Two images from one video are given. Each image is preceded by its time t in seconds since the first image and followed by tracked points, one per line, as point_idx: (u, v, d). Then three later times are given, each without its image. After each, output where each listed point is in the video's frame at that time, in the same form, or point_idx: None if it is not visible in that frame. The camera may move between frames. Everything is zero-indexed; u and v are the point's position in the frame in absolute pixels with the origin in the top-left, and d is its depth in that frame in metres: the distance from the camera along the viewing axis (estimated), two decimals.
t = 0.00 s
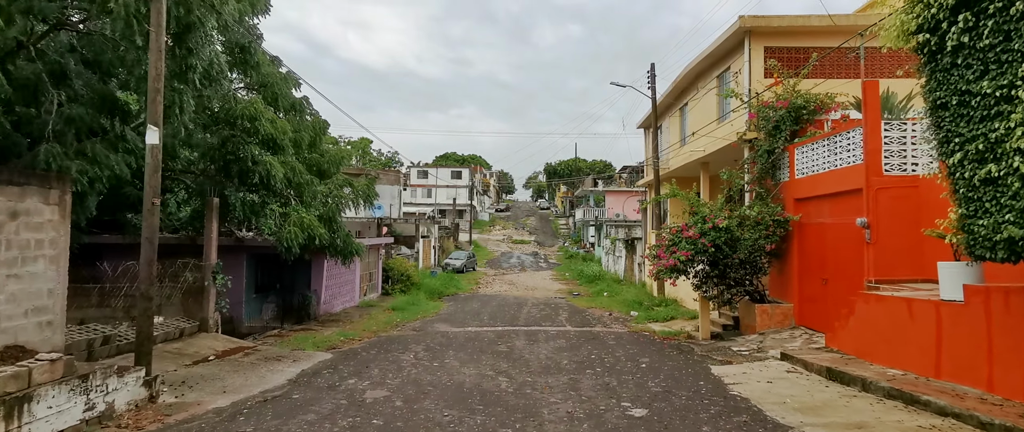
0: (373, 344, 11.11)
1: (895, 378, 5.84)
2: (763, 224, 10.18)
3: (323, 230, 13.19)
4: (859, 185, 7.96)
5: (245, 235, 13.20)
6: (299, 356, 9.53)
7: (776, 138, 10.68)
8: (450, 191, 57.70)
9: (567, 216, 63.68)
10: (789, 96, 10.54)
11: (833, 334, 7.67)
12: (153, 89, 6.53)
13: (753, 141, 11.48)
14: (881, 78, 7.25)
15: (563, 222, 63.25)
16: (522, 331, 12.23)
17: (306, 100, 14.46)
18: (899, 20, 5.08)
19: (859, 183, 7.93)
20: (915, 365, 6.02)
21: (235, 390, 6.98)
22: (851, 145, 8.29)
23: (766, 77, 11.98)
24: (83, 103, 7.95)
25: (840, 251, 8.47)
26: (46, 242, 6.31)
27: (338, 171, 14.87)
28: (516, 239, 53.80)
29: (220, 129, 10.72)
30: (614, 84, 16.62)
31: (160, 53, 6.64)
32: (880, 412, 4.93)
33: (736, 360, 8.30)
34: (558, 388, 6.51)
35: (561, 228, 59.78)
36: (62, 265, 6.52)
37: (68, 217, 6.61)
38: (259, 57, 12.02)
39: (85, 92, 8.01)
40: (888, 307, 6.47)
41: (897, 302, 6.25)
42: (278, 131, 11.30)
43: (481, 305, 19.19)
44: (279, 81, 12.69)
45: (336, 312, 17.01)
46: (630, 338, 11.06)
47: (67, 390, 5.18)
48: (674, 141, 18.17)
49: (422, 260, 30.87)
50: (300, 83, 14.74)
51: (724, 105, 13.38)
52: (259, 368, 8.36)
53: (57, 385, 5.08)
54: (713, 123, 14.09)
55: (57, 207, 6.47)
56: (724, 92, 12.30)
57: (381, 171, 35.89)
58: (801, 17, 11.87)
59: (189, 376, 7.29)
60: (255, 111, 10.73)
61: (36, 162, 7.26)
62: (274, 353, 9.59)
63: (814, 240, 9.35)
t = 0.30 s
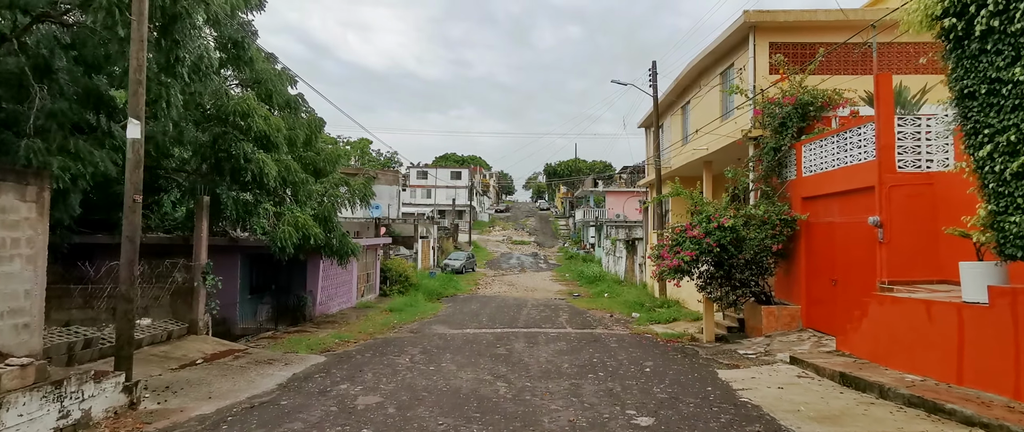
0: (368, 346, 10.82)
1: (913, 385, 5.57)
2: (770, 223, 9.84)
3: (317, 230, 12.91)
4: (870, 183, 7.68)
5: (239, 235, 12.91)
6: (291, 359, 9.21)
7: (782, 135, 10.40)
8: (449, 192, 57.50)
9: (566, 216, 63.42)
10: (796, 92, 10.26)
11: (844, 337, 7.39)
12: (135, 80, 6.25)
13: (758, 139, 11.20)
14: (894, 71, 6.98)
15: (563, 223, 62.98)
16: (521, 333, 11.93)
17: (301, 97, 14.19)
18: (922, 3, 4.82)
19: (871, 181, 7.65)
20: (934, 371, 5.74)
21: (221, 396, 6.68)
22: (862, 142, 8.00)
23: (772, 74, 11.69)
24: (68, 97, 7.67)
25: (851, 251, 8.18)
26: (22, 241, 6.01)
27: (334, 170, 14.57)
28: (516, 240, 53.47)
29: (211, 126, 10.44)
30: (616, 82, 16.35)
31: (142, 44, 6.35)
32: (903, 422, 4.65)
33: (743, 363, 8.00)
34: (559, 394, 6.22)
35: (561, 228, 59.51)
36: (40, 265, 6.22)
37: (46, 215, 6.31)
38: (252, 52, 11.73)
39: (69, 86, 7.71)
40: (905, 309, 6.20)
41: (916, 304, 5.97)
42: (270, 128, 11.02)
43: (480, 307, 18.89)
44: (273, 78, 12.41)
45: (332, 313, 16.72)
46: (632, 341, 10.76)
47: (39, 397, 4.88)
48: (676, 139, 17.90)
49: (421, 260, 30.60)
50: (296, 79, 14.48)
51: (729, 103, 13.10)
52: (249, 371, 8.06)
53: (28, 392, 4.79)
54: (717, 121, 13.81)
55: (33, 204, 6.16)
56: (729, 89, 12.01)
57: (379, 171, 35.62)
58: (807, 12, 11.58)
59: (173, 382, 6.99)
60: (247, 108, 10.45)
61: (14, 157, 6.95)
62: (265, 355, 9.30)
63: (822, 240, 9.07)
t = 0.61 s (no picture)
0: (363, 351, 10.50)
1: (936, 396, 5.31)
2: (777, 224, 9.53)
3: (311, 231, 12.58)
4: (884, 183, 7.37)
5: (231, 236, 12.62)
6: (281, 365, 8.85)
7: (790, 134, 10.08)
8: (449, 193, 57.17)
9: (566, 217, 63.10)
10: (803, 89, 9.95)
11: (857, 343, 7.10)
12: (112, 73, 5.93)
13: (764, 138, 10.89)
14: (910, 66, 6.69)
15: (562, 224, 62.64)
16: (520, 337, 11.60)
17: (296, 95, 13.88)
18: None
19: (885, 180, 7.36)
20: (957, 381, 5.48)
21: (204, 405, 6.36)
22: (874, 140, 7.70)
23: (777, 71, 11.39)
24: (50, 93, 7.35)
25: (863, 253, 7.88)
26: None
27: (328, 170, 14.25)
28: (516, 241, 53.15)
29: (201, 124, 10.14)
30: (616, 81, 16.48)
31: (120, 35, 6.02)
32: None
33: (751, 370, 7.69)
34: (560, 404, 5.90)
35: (561, 230, 59.20)
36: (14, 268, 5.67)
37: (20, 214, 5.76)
38: (245, 49, 11.43)
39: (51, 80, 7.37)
40: (926, 315, 5.91)
41: (938, 310, 5.69)
42: (263, 126, 10.72)
43: (479, 309, 18.57)
44: (266, 75, 12.09)
45: (327, 316, 16.42)
46: (634, 346, 10.45)
47: (5, 409, 4.55)
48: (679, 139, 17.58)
49: (420, 262, 30.29)
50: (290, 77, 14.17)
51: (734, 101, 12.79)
52: (236, 378, 7.73)
53: None
54: (721, 120, 13.52)
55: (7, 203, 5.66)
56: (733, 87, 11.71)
57: (377, 171, 35.30)
58: (814, 8, 11.26)
59: (154, 391, 6.68)
60: (238, 105, 10.14)
61: None
62: (255, 360, 8.97)
63: (832, 242, 8.76)
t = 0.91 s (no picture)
0: (357, 353, 10.19)
1: (961, 403, 5.00)
2: (785, 222, 9.21)
3: (305, 230, 12.27)
4: (900, 178, 7.06)
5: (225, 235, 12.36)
6: (272, 368, 8.51)
7: (797, 129, 9.78)
8: (448, 193, 56.88)
9: (567, 218, 62.82)
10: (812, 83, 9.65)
11: (873, 346, 6.79)
12: (88, 61, 5.62)
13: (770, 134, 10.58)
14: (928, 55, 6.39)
15: (563, 224, 62.35)
16: (520, 339, 11.29)
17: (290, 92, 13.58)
18: None
19: (901, 175, 7.05)
20: (981, 386, 5.17)
21: (186, 411, 6.05)
22: (889, 135, 7.40)
23: (784, 66, 11.09)
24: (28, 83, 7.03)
25: (876, 252, 7.57)
26: None
27: (323, 168, 13.93)
28: (516, 241, 52.85)
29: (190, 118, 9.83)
30: (618, 78, 16.22)
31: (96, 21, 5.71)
32: None
33: (760, 374, 7.40)
34: (560, 411, 5.58)
35: (561, 230, 58.90)
36: None
37: None
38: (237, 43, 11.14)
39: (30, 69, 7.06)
40: (946, 316, 5.60)
41: (961, 312, 5.38)
42: (255, 122, 10.40)
43: (478, 310, 18.27)
44: (259, 70, 11.69)
45: (323, 317, 16.13)
46: (638, 348, 10.14)
47: None
48: (681, 137, 17.28)
49: (418, 262, 30.00)
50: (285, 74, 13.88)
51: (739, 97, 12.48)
52: (223, 382, 7.40)
53: None
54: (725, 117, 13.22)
55: None
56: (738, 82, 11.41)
57: (376, 171, 34.98)
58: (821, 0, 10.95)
59: (134, 396, 6.36)
60: (229, 100, 9.84)
61: None
62: (245, 363, 8.64)
63: (842, 241, 8.45)
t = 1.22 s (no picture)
0: (350, 357, 9.90)
1: (986, 414, 4.70)
2: (792, 222, 8.90)
3: (298, 230, 11.96)
4: (915, 175, 6.77)
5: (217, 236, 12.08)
6: (260, 373, 8.19)
7: (803, 126, 9.48)
8: (447, 194, 56.60)
9: (566, 219, 62.56)
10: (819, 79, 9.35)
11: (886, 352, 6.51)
12: (59, 49, 5.32)
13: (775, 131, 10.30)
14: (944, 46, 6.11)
15: (562, 225, 62.04)
16: (518, 342, 10.99)
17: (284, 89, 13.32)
18: None
19: (915, 172, 6.76)
20: (1005, 395, 4.89)
21: (165, 419, 5.73)
22: (903, 130, 7.10)
23: (789, 62, 10.80)
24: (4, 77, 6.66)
25: (889, 253, 7.27)
26: None
27: (317, 167, 13.64)
28: (515, 243, 52.57)
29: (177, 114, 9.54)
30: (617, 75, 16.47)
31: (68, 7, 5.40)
32: None
33: (767, 380, 7.09)
34: (560, 421, 5.27)
35: (561, 231, 58.60)
36: None
37: None
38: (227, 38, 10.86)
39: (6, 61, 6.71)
40: (967, 320, 5.32)
41: (984, 317, 5.09)
42: (245, 119, 10.10)
43: (476, 312, 17.98)
44: (250, 67, 11.57)
45: (318, 319, 15.86)
46: (639, 352, 9.85)
47: None
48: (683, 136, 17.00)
49: (416, 264, 29.71)
50: (279, 71, 13.62)
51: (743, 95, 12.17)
52: (207, 389, 7.09)
53: None
54: (729, 115, 12.93)
55: None
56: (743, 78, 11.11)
57: (374, 172, 34.68)
58: None
59: (111, 404, 6.05)
60: (218, 95, 9.55)
61: None
62: (232, 368, 8.34)
63: (852, 241, 8.16)
